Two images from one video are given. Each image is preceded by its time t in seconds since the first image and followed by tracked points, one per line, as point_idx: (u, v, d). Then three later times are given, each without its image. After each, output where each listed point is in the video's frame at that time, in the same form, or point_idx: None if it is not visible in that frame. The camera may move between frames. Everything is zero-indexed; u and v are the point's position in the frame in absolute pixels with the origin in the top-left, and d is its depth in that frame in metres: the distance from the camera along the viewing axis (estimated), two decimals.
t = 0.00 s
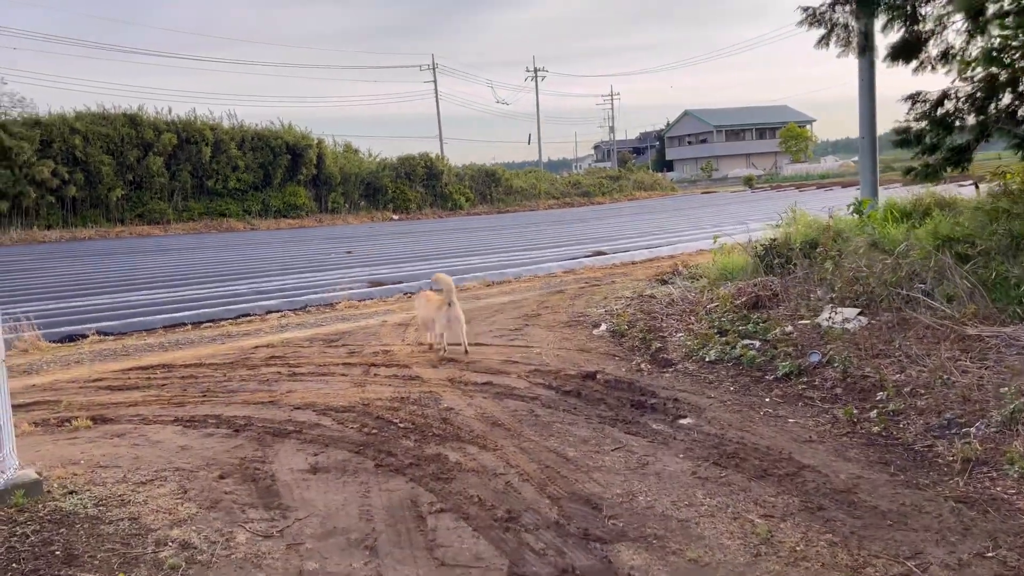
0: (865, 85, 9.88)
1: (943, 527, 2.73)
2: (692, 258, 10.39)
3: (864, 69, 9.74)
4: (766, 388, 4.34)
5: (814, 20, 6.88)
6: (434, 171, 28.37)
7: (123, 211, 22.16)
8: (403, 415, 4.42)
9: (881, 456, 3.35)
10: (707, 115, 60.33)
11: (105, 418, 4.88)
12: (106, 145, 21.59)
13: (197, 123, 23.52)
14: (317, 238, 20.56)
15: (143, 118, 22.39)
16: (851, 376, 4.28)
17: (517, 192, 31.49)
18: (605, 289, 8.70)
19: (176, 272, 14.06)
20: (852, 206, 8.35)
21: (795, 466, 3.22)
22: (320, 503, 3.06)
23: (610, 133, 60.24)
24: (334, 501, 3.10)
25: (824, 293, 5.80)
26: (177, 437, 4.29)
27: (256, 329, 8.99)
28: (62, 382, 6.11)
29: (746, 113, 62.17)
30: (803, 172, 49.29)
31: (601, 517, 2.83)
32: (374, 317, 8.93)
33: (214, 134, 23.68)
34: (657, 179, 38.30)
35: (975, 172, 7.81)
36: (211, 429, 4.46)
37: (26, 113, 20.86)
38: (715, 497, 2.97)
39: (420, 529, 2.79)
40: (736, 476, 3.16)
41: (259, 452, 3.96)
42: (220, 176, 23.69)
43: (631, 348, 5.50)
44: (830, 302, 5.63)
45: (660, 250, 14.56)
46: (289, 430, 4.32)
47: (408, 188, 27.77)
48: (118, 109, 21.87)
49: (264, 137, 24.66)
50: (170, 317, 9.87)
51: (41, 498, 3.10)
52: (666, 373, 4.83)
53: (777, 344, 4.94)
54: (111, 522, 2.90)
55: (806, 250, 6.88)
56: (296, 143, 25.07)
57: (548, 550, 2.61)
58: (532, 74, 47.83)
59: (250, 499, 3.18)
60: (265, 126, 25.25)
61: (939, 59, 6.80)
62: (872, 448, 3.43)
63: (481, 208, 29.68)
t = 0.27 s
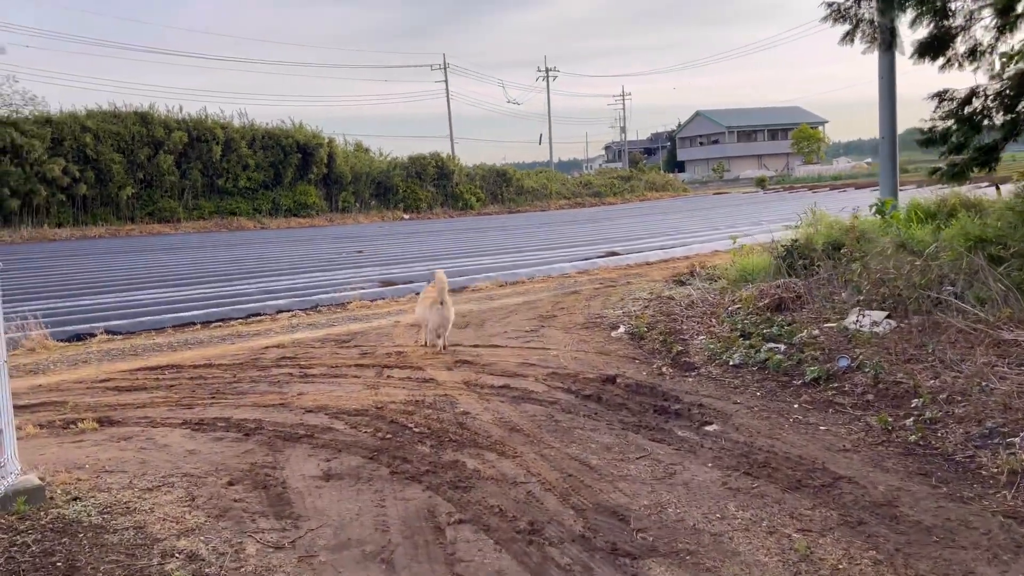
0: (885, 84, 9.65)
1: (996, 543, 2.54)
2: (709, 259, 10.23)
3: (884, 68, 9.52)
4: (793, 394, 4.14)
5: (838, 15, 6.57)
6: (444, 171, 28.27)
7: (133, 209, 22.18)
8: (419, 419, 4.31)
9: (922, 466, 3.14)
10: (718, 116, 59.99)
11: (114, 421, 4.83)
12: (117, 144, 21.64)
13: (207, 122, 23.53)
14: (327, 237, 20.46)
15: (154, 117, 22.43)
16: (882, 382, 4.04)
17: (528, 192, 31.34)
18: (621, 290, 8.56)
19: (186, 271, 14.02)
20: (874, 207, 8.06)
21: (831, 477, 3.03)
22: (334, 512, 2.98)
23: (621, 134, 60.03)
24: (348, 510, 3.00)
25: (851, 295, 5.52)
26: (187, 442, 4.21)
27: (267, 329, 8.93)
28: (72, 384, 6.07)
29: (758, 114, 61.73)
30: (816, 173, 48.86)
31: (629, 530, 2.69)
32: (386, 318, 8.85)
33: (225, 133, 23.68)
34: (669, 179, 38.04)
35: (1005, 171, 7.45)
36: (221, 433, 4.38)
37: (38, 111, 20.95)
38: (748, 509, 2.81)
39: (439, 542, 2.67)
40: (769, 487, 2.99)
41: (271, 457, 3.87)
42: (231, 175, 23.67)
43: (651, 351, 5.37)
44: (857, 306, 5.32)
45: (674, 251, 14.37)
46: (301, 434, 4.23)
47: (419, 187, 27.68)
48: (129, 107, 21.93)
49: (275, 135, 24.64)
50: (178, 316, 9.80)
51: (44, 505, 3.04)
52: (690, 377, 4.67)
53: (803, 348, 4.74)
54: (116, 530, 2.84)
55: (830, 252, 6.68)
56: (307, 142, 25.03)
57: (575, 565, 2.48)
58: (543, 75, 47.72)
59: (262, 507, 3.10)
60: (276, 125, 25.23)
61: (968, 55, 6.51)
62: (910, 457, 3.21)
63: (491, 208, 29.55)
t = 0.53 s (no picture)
0: (900, 83, 9.52)
1: None
2: (722, 262, 10.08)
3: (899, 67, 9.40)
4: (821, 403, 3.96)
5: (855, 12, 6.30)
6: (450, 171, 28.15)
7: (138, 209, 22.12)
8: (433, 428, 4.21)
9: (966, 481, 2.94)
10: (723, 117, 59.80)
11: (119, 427, 4.75)
12: (122, 143, 21.57)
13: (212, 121, 23.45)
14: (333, 237, 20.34)
15: (159, 116, 22.37)
16: (915, 391, 3.83)
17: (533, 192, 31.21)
18: (634, 295, 8.43)
19: (191, 271, 13.93)
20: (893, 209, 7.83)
21: (871, 494, 2.86)
22: (348, 530, 2.88)
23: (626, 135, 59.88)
24: (364, 527, 2.90)
25: (876, 298, 5.29)
26: (194, 452, 4.12)
27: (273, 332, 8.83)
28: (76, 390, 5.98)
29: (764, 114, 61.50)
30: (822, 174, 48.60)
31: (660, 552, 2.55)
32: (395, 322, 8.73)
33: (229, 133, 23.61)
34: (675, 180, 37.86)
35: None
36: (230, 443, 4.29)
37: (42, 111, 20.90)
38: (785, 529, 2.65)
39: (462, 566, 2.56)
40: (805, 504, 2.83)
41: (280, 469, 3.75)
42: (236, 175, 23.60)
43: (671, 358, 5.23)
44: (882, 312, 5.08)
45: (684, 253, 14.21)
46: (311, 443, 4.14)
47: (424, 187, 27.56)
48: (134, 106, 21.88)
49: (280, 135, 24.57)
50: (183, 319, 9.70)
51: (45, 521, 2.93)
52: (713, 385, 4.52)
53: (829, 354, 4.55)
54: (121, 550, 2.74)
55: (851, 256, 6.54)
56: (312, 142, 24.93)
57: None
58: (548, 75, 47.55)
59: (273, 524, 3.01)
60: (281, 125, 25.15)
61: (991, 55, 6.13)
62: (952, 472, 3.01)
63: (497, 209, 29.42)
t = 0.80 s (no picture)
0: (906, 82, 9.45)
1: None
2: (726, 264, 9.96)
3: (905, 65, 9.33)
4: (839, 411, 3.83)
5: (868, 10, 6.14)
6: (448, 171, 28.00)
7: (135, 209, 21.93)
8: (437, 438, 4.08)
9: (997, 495, 2.81)
10: (722, 117, 59.72)
11: (113, 435, 4.63)
12: (119, 142, 21.41)
13: (210, 120, 23.29)
14: (331, 237, 20.18)
15: (156, 115, 22.20)
16: (937, 398, 3.70)
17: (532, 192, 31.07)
18: (637, 297, 8.31)
19: (188, 271, 13.79)
20: (902, 210, 7.70)
21: (900, 509, 2.73)
22: (351, 547, 2.75)
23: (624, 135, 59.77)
24: (368, 545, 2.77)
25: (890, 300, 5.14)
26: (190, 462, 3.99)
27: (271, 334, 8.69)
28: (70, 395, 5.85)
29: (762, 114, 61.44)
30: (820, 174, 48.53)
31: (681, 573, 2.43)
32: (395, 324, 8.60)
33: (227, 132, 23.45)
34: (673, 179, 37.75)
35: None
36: (228, 452, 4.17)
37: (38, 110, 20.72)
38: (812, 547, 2.52)
39: None
40: (831, 520, 2.70)
41: (280, 480, 3.63)
42: (233, 174, 23.44)
43: (680, 363, 5.11)
44: (896, 316, 4.95)
45: (686, 254, 14.09)
46: (311, 453, 4.01)
47: (423, 187, 27.41)
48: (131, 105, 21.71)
49: (277, 135, 24.41)
50: (180, 320, 9.57)
51: (34, 537, 2.86)
52: (725, 392, 4.39)
53: (844, 360, 4.42)
54: (112, 570, 2.64)
55: (861, 257, 6.41)
56: (310, 141, 24.77)
57: None
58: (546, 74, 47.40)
59: (273, 540, 2.88)
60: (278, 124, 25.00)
61: (1005, 51, 6.04)
62: (983, 485, 2.88)
63: (495, 208, 29.28)
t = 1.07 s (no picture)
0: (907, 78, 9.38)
1: None
2: (725, 262, 9.84)
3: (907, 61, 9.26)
4: (852, 413, 3.68)
5: None
6: (442, 168, 27.80)
7: (126, 206, 21.65)
8: (433, 442, 3.92)
9: None
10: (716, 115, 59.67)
11: (96, 440, 4.46)
12: (110, 139, 21.14)
13: (202, 117, 23.03)
14: (325, 235, 19.97)
15: (147, 112, 21.93)
16: (953, 400, 3.56)
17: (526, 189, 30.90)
18: (635, 295, 8.17)
19: (178, 269, 13.58)
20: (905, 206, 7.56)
21: (925, 520, 2.58)
22: (343, 561, 2.60)
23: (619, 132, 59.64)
24: (361, 559, 2.62)
25: (900, 298, 5.00)
26: (175, 468, 3.83)
27: (262, 334, 8.53)
28: (53, 398, 5.68)
29: (756, 112, 61.43)
30: (814, 172, 48.53)
31: None
32: (389, 323, 8.44)
33: (220, 129, 23.20)
34: (668, 177, 37.66)
35: None
36: (215, 456, 4.01)
37: (27, 106, 20.42)
38: (834, 562, 2.37)
39: None
40: (852, 532, 2.55)
41: (269, 487, 3.47)
42: (226, 171, 23.18)
43: (683, 363, 4.97)
44: (906, 314, 4.81)
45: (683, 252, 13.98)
46: (301, 458, 3.84)
47: (416, 184, 27.20)
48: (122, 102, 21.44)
49: (270, 131, 24.17)
50: (171, 320, 9.38)
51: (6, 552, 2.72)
52: (733, 394, 4.23)
53: (854, 359, 4.27)
54: None
55: (866, 254, 6.27)
56: (303, 138, 24.55)
57: None
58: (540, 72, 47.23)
59: (261, 554, 2.73)
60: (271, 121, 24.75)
61: (1013, 44, 5.88)
62: (1009, 494, 2.74)
63: (489, 206, 29.11)
